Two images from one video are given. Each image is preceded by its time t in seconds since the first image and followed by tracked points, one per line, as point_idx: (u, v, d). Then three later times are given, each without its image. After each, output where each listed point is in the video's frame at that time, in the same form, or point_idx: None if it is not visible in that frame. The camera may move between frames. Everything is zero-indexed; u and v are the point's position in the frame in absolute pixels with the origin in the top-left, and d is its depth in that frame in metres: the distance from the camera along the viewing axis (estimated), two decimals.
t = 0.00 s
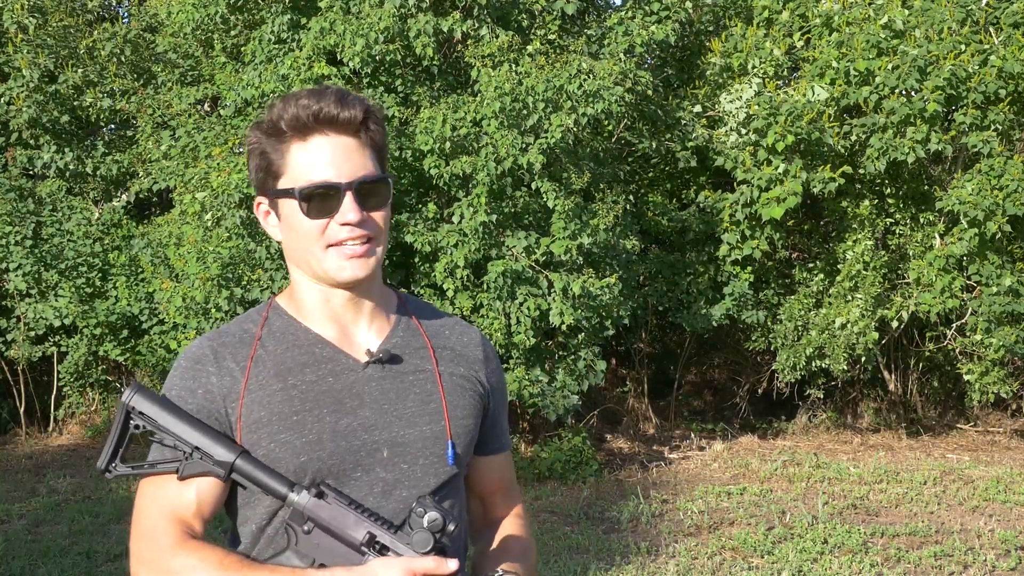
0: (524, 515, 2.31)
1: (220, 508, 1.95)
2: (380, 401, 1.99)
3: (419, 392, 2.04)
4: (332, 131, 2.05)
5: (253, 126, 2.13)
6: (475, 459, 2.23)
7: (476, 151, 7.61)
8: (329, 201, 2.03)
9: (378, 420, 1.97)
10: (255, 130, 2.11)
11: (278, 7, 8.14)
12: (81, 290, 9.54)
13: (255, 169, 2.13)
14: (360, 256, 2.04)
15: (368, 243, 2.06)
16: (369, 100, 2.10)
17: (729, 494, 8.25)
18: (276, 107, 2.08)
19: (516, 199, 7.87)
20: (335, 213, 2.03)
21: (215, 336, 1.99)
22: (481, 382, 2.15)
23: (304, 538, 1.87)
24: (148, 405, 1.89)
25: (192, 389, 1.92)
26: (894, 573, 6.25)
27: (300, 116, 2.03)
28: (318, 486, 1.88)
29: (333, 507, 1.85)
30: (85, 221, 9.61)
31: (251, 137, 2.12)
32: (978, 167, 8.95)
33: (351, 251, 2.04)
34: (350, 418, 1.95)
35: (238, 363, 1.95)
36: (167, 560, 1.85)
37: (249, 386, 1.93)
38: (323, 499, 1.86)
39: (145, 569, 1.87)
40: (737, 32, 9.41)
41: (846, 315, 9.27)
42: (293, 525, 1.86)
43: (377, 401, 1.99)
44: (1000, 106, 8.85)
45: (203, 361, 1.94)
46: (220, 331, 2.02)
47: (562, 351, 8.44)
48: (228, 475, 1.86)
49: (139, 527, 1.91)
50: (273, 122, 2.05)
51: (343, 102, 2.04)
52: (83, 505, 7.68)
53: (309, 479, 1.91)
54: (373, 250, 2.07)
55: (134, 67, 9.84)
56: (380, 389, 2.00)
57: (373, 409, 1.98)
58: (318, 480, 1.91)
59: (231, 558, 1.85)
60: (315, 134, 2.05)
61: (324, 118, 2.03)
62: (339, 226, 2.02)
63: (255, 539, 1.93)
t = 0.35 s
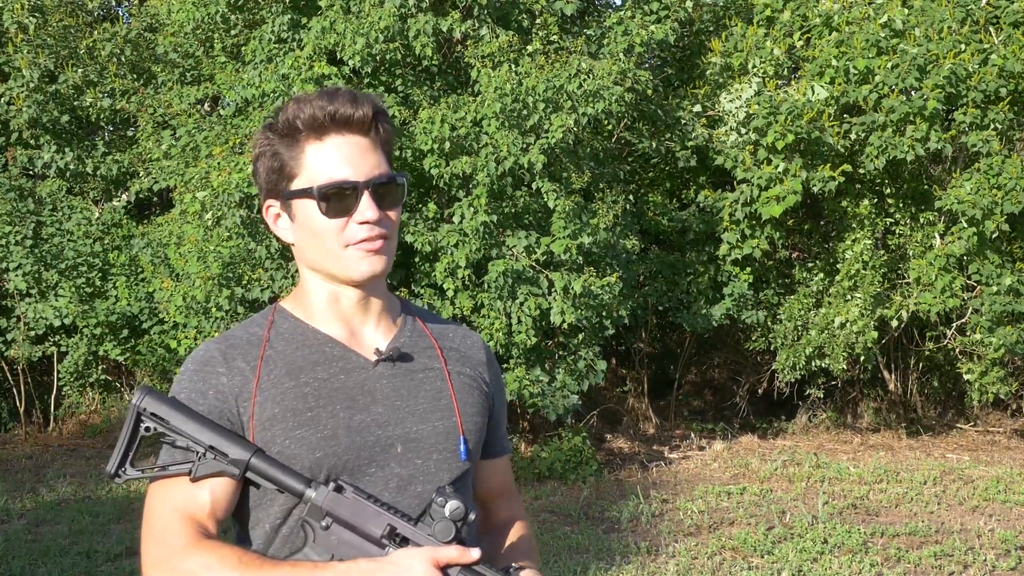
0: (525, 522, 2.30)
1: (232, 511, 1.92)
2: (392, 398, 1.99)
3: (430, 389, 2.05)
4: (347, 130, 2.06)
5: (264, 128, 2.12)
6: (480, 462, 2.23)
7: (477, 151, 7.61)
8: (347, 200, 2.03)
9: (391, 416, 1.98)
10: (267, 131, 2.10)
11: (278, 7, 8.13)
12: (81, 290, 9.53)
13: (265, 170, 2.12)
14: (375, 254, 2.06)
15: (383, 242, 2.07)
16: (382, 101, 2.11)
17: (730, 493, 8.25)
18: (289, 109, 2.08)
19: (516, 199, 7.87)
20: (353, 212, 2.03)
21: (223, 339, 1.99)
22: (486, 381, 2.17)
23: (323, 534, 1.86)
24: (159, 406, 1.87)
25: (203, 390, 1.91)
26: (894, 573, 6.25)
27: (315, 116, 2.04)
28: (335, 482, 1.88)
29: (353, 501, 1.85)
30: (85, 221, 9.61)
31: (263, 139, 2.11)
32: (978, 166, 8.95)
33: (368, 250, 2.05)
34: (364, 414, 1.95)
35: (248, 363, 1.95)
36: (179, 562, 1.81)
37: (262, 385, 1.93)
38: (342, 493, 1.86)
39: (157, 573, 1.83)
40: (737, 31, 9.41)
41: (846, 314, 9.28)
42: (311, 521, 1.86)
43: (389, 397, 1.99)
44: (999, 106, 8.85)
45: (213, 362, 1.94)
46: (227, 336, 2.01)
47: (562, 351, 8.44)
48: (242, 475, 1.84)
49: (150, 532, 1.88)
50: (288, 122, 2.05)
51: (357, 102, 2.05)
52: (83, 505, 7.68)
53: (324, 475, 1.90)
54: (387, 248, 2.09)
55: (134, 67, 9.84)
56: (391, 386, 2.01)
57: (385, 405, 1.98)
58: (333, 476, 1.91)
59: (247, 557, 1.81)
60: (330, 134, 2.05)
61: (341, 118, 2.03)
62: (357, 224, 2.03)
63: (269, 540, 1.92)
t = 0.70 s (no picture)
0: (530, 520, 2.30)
1: (234, 511, 1.92)
2: (394, 399, 1.99)
3: (431, 390, 2.04)
4: (320, 135, 2.04)
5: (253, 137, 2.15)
6: (485, 462, 2.23)
7: (476, 151, 7.61)
8: (317, 206, 2.03)
9: (392, 416, 1.98)
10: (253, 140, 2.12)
11: (277, 7, 8.13)
12: (81, 290, 9.53)
13: (257, 178, 2.14)
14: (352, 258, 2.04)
15: (361, 246, 2.05)
16: (357, 102, 2.08)
17: (729, 494, 8.25)
18: (268, 117, 2.08)
19: (516, 199, 7.87)
20: (324, 218, 2.02)
21: (226, 341, 1.99)
22: (489, 382, 2.17)
23: (324, 535, 1.86)
24: (162, 407, 1.88)
25: (206, 391, 1.91)
26: (894, 573, 6.25)
27: (285, 123, 2.03)
28: (336, 482, 1.88)
29: (353, 502, 1.85)
30: (85, 222, 9.62)
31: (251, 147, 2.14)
32: (978, 167, 8.95)
33: (343, 255, 2.04)
34: (364, 415, 1.95)
35: (250, 364, 1.95)
36: (183, 562, 1.81)
37: (264, 386, 1.93)
38: (343, 494, 1.86)
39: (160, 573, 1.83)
40: (737, 32, 9.41)
41: (846, 315, 9.28)
42: (312, 522, 1.86)
43: (391, 399, 1.99)
44: (999, 106, 8.85)
45: (216, 364, 1.94)
46: (230, 337, 2.02)
47: (562, 351, 8.45)
48: (245, 475, 1.84)
49: (153, 533, 1.88)
50: (263, 130, 2.06)
51: (326, 105, 2.03)
52: (83, 505, 7.68)
53: (325, 476, 1.90)
54: (366, 252, 2.06)
55: (134, 67, 9.84)
56: (393, 387, 2.00)
57: (386, 406, 1.98)
58: (334, 477, 1.91)
59: (249, 557, 1.81)
60: (303, 140, 2.05)
61: (309, 124, 2.02)
62: (328, 231, 2.02)
63: (272, 540, 1.92)
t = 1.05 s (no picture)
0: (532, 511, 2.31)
1: (226, 506, 1.95)
2: (383, 400, 1.98)
3: (422, 391, 2.02)
4: (314, 134, 2.05)
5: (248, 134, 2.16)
6: (484, 458, 2.22)
7: (476, 151, 7.61)
8: (312, 206, 2.03)
9: (380, 418, 1.97)
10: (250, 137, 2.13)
11: (277, 7, 8.14)
12: (81, 290, 9.54)
13: (253, 175, 2.15)
14: (346, 257, 2.04)
15: (355, 246, 2.05)
16: (354, 101, 2.08)
17: (730, 494, 8.25)
18: (263, 115, 2.09)
19: (515, 199, 7.88)
20: (318, 218, 2.03)
21: (222, 336, 2.01)
22: (488, 381, 2.13)
23: (308, 534, 1.88)
24: (154, 404, 1.91)
25: (199, 387, 1.94)
26: (894, 573, 6.24)
27: (279, 122, 2.04)
28: (320, 483, 1.89)
29: (335, 504, 1.86)
30: (85, 221, 9.63)
31: (246, 145, 2.15)
32: (978, 167, 8.96)
33: (337, 255, 2.04)
34: (352, 416, 1.95)
35: (243, 362, 1.96)
36: (173, 557, 1.85)
37: (254, 384, 1.94)
38: (325, 495, 1.87)
39: (152, 566, 1.88)
40: (737, 32, 9.41)
41: (847, 315, 9.27)
42: (297, 521, 1.88)
43: (380, 399, 1.98)
44: (999, 107, 8.85)
45: (210, 360, 1.96)
46: (228, 331, 2.04)
47: (561, 351, 8.45)
48: (232, 473, 1.87)
49: (146, 525, 1.93)
50: (258, 129, 2.07)
51: (321, 105, 2.03)
52: (83, 504, 7.68)
53: (311, 476, 1.92)
54: (361, 251, 2.06)
55: (133, 67, 9.85)
56: (383, 387, 1.99)
57: (375, 407, 1.97)
58: (320, 476, 1.92)
59: (235, 554, 1.85)
60: (299, 140, 2.05)
61: (305, 124, 2.03)
62: (322, 231, 2.02)
63: (260, 536, 1.94)
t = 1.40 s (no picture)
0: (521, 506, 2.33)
1: (219, 503, 1.96)
2: (378, 404, 1.99)
3: (417, 396, 2.03)
4: (325, 134, 2.05)
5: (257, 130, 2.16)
6: (477, 459, 2.23)
7: (475, 150, 7.62)
8: (319, 205, 2.03)
9: (375, 423, 1.97)
10: (259, 133, 2.13)
11: (277, 8, 8.15)
12: (81, 290, 9.56)
13: (259, 170, 2.15)
14: (349, 257, 2.04)
15: (359, 246, 2.05)
16: (366, 103, 2.09)
17: (730, 494, 8.25)
18: (274, 112, 2.09)
19: (515, 198, 7.88)
20: (325, 216, 2.03)
21: (219, 332, 2.01)
22: (481, 386, 2.14)
23: (300, 537, 1.89)
24: (152, 399, 1.91)
25: (195, 384, 1.93)
26: (895, 573, 6.24)
27: (291, 120, 2.04)
28: (315, 487, 1.89)
29: (329, 509, 1.87)
30: (85, 221, 9.63)
31: (255, 140, 2.15)
32: (979, 167, 8.96)
33: (341, 255, 2.04)
34: (348, 420, 1.95)
35: (240, 361, 1.96)
36: (166, 553, 1.86)
37: (251, 385, 1.94)
38: (320, 499, 1.88)
39: (144, 560, 1.89)
40: (737, 32, 9.41)
41: (847, 315, 9.27)
42: (290, 524, 1.88)
43: (375, 404, 1.98)
44: (1000, 107, 8.85)
45: (207, 358, 1.96)
46: (226, 327, 2.03)
47: (561, 351, 8.45)
48: (228, 472, 1.88)
49: (138, 518, 1.93)
50: (268, 126, 2.07)
51: (334, 105, 2.04)
52: (83, 504, 7.69)
53: (305, 479, 1.92)
54: (366, 251, 2.06)
55: (134, 67, 9.86)
56: (379, 392, 2.00)
57: (371, 411, 1.97)
58: (314, 480, 1.93)
59: (229, 553, 1.86)
60: (309, 138, 2.05)
61: (317, 123, 2.03)
62: (328, 230, 2.03)
63: (252, 535, 1.95)
